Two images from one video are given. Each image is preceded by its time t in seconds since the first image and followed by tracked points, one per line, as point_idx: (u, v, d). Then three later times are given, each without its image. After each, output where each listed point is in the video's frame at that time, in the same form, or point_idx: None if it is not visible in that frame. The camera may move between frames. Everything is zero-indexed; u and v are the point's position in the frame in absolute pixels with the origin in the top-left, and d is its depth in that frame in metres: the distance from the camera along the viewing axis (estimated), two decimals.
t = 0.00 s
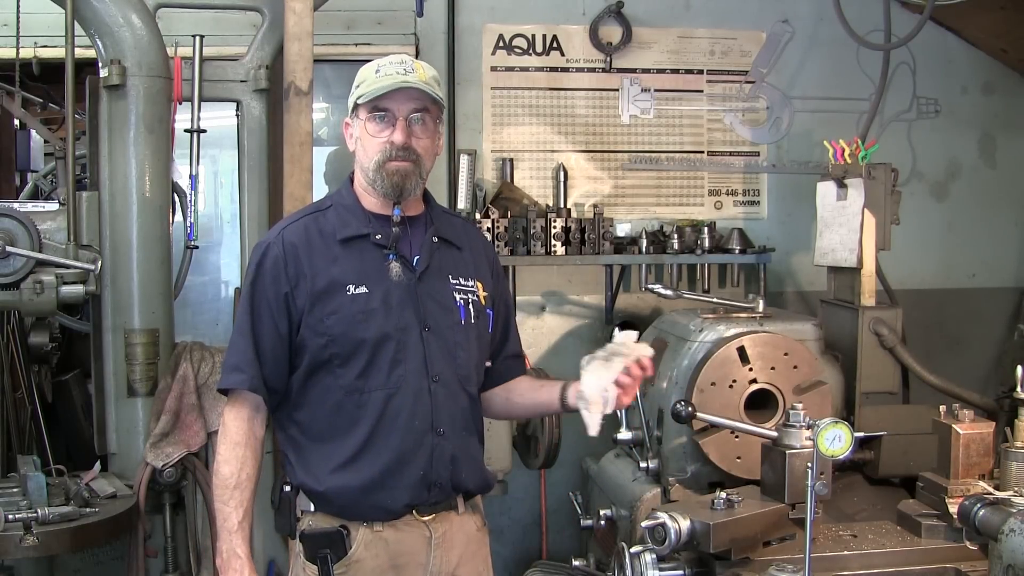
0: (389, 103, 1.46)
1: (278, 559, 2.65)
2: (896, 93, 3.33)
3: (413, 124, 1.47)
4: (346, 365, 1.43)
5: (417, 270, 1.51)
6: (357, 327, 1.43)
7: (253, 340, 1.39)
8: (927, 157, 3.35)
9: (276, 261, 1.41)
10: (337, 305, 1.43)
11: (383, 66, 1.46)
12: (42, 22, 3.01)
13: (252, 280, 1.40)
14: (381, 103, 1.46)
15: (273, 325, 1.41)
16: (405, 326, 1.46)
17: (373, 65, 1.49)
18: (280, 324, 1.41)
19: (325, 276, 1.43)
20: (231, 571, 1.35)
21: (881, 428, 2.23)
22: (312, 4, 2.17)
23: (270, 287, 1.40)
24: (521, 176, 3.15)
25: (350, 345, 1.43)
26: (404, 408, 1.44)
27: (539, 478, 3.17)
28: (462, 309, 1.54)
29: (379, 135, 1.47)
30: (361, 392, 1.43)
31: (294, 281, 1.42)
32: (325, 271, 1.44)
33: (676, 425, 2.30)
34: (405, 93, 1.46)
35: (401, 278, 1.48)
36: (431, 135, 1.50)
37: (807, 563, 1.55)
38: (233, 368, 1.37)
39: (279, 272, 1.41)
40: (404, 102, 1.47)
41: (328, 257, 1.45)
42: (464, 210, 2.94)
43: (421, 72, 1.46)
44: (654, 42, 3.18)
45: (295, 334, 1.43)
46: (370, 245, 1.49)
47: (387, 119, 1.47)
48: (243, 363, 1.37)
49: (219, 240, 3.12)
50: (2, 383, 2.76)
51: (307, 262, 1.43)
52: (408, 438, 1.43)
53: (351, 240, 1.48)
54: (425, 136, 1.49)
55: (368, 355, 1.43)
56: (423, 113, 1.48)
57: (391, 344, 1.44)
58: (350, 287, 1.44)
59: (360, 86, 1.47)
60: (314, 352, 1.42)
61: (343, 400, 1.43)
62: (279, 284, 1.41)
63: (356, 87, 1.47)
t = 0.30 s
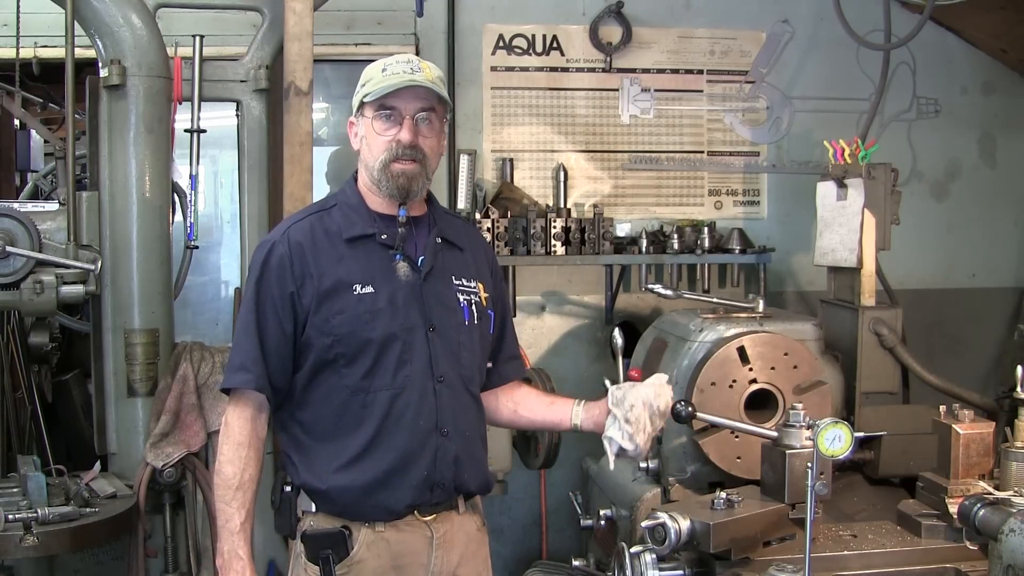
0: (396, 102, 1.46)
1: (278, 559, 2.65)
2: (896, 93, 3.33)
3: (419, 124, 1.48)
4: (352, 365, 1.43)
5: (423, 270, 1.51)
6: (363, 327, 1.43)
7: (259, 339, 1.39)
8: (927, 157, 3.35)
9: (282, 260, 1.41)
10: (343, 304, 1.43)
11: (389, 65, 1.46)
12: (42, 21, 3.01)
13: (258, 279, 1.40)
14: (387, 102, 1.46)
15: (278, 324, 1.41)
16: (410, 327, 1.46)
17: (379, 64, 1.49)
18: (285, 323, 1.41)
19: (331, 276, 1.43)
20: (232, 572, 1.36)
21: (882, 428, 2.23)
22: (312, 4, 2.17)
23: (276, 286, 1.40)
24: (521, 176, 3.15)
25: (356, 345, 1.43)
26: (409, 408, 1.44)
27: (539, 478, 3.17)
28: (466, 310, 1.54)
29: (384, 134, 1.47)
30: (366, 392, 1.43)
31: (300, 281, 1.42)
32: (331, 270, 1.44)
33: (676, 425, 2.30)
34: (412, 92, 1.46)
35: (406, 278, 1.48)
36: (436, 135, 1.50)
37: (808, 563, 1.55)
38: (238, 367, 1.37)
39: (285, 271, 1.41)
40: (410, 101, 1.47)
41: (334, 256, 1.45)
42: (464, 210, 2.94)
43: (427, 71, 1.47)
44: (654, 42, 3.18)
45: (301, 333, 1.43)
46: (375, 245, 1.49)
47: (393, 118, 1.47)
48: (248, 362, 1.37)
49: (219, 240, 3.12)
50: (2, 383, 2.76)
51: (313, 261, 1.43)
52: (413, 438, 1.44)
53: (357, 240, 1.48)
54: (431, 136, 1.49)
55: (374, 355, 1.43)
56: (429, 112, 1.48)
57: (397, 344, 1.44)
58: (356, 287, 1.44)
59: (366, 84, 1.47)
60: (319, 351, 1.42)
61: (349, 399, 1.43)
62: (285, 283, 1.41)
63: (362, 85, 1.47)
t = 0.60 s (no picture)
0: (396, 99, 1.46)
1: (278, 559, 2.65)
2: (896, 93, 3.33)
3: (420, 120, 1.48)
4: (352, 364, 1.43)
5: (423, 269, 1.51)
6: (364, 326, 1.43)
7: (259, 339, 1.38)
8: (927, 157, 3.35)
9: (282, 260, 1.41)
10: (344, 303, 1.43)
11: (388, 63, 1.46)
12: (42, 21, 3.01)
13: (258, 278, 1.40)
14: (387, 99, 1.46)
15: (279, 324, 1.40)
16: (411, 326, 1.46)
17: (378, 63, 1.48)
18: (285, 323, 1.41)
19: (331, 275, 1.43)
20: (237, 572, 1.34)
21: (882, 428, 2.23)
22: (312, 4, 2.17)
23: (276, 286, 1.40)
24: (521, 176, 3.15)
25: (357, 344, 1.43)
26: (410, 407, 1.44)
27: (539, 478, 3.17)
28: (466, 309, 1.54)
29: (385, 130, 1.47)
30: (367, 391, 1.43)
31: (300, 280, 1.42)
32: (332, 270, 1.44)
33: (676, 425, 2.30)
34: (412, 89, 1.46)
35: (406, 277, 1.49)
36: (437, 131, 1.50)
37: (807, 563, 1.55)
38: (240, 367, 1.37)
39: (285, 271, 1.41)
40: (411, 97, 1.47)
41: (335, 256, 1.45)
42: (464, 210, 2.94)
43: (427, 68, 1.47)
44: (654, 42, 3.18)
45: (301, 332, 1.43)
46: (376, 245, 1.49)
47: (394, 115, 1.46)
48: (250, 362, 1.36)
49: (219, 240, 3.12)
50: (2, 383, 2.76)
51: (313, 261, 1.43)
52: (414, 436, 1.44)
53: (357, 239, 1.48)
54: (432, 132, 1.49)
55: (375, 354, 1.43)
56: (429, 108, 1.48)
57: (397, 343, 1.44)
58: (357, 286, 1.44)
59: (366, 83, 1.46)
60: (320, 351, 1.42)
61: (349, 399, 1.43)
62: (286, 283, 1.41)
63: (361, 84, 1.47)
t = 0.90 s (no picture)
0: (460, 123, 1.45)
1: (278, 559, 2.64)
2: (896, 93, 3.33)
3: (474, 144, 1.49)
4: (361, 359, 1.43)
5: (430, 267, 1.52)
6: (374, 322, 1.43)
7: (269, 333, 1.37)
8: (927, 157, 3.35)
9: (292, 254, 1.40)
10: (354, 299, 1.43)
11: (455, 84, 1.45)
12: (42, 21, 3.01)
13: (269, 272, 1.38)
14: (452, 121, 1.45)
15: (288, 318, 1.39)
16: (418, 323, 1.47)
17: (437, 75, 1.44)
18: (295, 318, 1.40)
19: (342, 270, 1.43)
20: (242, 569, 1.34)
21: (881, 428, 2.23)
22: (311, 4, 2.17)
23: (286, 280, 1.39)
24: (521, 176, 3.15)
25: (366, 339, 1.43)
26: (416, 403, 1.45)
27: (539, 478, 3.17)
28: (470, 307, 1.56)
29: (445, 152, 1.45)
30: (374, 386, 1.43)
31: (310, 275, 1.41)
32: (342, 265, 1.44)
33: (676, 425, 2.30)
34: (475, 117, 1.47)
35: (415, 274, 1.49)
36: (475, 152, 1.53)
37: (807, 563, 1.55)
38: (247, 362, 1.35)
39: (295, 265, 1.40)
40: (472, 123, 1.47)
41: (345, 251, 1.45)
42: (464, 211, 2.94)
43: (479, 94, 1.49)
44: (654, 42, 3.18)
45: (310, 327, 1.42)
46: (386, 241, 1.49)
47: (458, 139, 1.45)
48: (258, 357, 1.34)
49: (219, 240, 3.12)
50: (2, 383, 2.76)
51: (324, 256, 1.43)
52: (419, 432, 1.45)
53: (366, 235, 1.47)
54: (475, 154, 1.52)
55: (383, 350, 1.43)
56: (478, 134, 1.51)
57: (405, 340, 1.45)
58: (367, 281, 1.44)
59: (432, 99, 1.43)
60: (329, 345, 1.42)
61: (356, 394, 1.43)
62: (297, 278, 1.40)
63: (428, 99, 1.42)
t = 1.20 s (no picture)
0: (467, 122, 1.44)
1: (278, 559, 2.64)
2: (896, 93, 3.33)
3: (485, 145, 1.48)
4: (370, 361, 1.43)
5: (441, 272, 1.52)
6: (385, 324, 1.43)
7: (282, 330, 1.37)
8: (927, 157, 3.35)
9: (306, 253, 1.40)
10: (365, 300, 1.43)
11: (463, 82, 1.44)
12: (42, 21, 3.01)
13: (284, 269, 1.38)
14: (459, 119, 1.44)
15: (301, 316, 1.39)
16: (429, 327, 1.47)
17: (445, 74, 1.45)
18: (308, 317, 1.40)
19: (355, 271, 1.43)
20: (252, 566, 1.34)
21: (882, 428, 2.23)
22: (311, 4, 2.17)
23: (301, 277, 1.39)
24: (521, 176, 3.15)
25: (376, 341, 1.43)
26: (424, 407, 1.45)
27: (539, 478, 3.17)
28: (479, 313, 1.56)
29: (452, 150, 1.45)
30: (383, 388, 1.43)
31: (323, 273, 1.42)
32: (355, 266, 1.44)
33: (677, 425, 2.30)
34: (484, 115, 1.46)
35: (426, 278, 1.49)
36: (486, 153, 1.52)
37: (808, 563, 1.54)
38: (259, 358, 1.35)
39: (309, 263, 1.40)
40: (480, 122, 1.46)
41: (358, 252, 1.45)
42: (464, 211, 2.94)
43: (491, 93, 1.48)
44: (654, 42, 3.18)
45: (321, 326, 1.42)
46: (399, 243, 1.49)
47: (465, 137, 1.45)
48: (271, 353, 1.34)
49: (219, 240, 3.12)
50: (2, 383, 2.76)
51: (337, 256, 1.43)
52: (426, 436, 1.45)
53: (380, 236, 1.48)
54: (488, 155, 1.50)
55: (393, 352, 1.44)
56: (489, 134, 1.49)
57: (416, 343, 1.45)
58: (379, 283, 1.45)
59: (439, 97, 1.42)
60: (339, 345, 1.42)
61: (366, 395, 1.43)
62: (311, 276, 1.40)
63: (435, 97, 1.42)
